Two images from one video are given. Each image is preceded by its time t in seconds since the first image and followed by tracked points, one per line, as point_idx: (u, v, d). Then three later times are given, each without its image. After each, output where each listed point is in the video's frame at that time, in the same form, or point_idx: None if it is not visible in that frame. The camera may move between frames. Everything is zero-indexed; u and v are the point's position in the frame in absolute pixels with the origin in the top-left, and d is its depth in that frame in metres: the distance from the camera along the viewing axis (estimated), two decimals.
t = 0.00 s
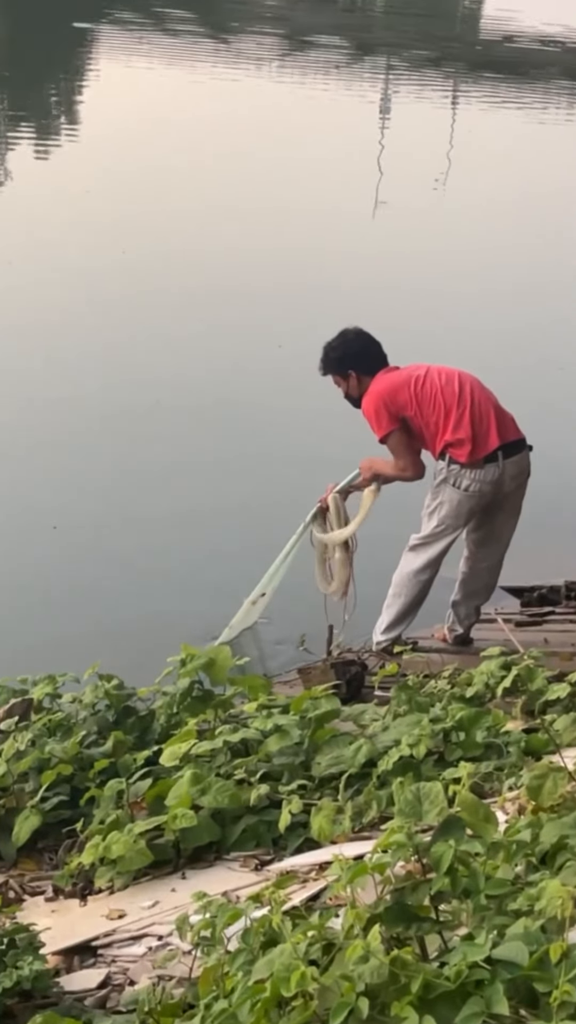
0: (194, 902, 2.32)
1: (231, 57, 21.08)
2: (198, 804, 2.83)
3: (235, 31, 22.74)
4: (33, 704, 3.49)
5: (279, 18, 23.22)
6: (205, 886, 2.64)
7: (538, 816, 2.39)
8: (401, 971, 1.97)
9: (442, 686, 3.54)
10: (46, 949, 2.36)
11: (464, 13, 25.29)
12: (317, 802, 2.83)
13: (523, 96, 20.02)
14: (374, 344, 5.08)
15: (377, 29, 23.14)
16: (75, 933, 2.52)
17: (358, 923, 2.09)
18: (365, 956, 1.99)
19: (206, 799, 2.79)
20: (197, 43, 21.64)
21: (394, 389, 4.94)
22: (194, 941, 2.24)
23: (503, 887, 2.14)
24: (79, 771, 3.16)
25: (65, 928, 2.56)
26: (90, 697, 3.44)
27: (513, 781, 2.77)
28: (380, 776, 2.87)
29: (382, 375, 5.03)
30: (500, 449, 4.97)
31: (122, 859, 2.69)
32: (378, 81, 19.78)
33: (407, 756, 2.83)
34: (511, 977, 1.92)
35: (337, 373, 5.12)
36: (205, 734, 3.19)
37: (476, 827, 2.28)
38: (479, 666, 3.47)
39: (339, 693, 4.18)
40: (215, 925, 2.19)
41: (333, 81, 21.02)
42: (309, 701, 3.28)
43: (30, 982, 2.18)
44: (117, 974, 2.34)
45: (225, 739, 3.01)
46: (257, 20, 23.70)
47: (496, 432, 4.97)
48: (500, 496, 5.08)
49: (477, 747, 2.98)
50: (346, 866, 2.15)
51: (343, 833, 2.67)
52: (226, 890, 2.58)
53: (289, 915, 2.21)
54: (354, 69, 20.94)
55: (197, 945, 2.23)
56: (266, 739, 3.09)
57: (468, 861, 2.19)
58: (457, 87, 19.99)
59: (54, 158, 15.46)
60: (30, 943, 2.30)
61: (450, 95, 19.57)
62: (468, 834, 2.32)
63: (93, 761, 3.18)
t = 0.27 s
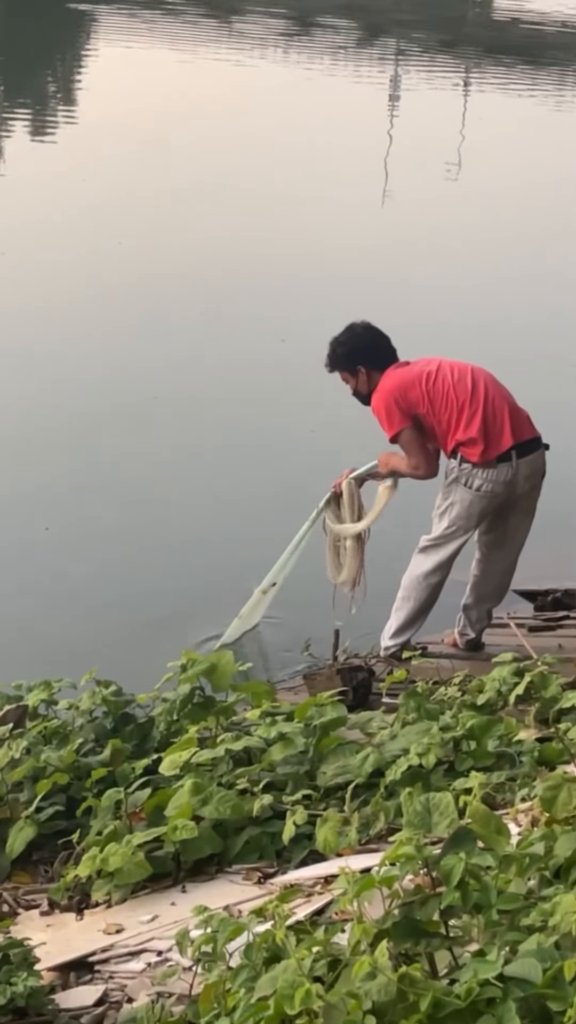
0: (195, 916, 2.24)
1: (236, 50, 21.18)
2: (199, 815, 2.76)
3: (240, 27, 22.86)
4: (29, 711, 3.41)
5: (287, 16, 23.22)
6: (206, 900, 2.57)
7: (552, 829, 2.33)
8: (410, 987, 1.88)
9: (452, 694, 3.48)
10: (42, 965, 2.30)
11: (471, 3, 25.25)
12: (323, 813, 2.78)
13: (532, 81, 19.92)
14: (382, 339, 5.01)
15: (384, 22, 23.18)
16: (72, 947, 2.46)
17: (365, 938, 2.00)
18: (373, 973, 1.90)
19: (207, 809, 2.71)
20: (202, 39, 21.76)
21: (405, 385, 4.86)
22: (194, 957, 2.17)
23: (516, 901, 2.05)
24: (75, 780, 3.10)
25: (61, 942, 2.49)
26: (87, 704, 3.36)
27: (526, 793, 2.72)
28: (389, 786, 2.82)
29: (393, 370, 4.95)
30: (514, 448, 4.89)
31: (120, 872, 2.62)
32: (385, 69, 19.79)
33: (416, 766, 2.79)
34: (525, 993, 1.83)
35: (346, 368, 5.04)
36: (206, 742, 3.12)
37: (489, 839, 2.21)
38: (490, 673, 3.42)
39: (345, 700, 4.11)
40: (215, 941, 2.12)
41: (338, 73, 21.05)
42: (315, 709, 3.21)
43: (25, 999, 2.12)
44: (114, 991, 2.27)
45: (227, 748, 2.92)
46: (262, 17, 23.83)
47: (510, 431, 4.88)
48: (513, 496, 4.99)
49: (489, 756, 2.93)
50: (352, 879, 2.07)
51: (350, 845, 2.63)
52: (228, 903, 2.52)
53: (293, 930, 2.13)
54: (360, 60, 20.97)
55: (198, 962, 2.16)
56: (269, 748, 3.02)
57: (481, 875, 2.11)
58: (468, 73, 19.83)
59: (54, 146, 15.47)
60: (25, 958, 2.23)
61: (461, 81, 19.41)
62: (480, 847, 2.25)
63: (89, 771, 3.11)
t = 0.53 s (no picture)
0: (199, 916, 2.25)
1: (242, 50, 21.24)
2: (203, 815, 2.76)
3: (245, 27, 22.92)
4: (33, 710, 3.42)
5: (292, 17, 23.28)
6: (210, 900, 2.57)
7: (557, 830, 2.33)
8: (414, 987, 1.87)
9: (457, 693, 3.47)
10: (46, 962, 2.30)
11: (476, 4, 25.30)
12: (327, 812, 2.79)
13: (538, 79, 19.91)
14: (384, 338, 5.01)
15: (389, 23, 23.23)
16: (76, 947, 2.45)
17: (370, 938, 2.00)
18: (377, 972, 1.90)
19: (211, 809, 2.71)
20: (207, 39, 21.84)
21: (406, 384, 4.87)
22: (199, 956, 2.17)
23: (521, 903, 2.05)
24: (80, 780, 3.10)
25: (65, 941, 2.49)
26: (91, 704, 3.36)
27: (530, 793, 2.72)
28: (394, 786, 2.82)
29: (394, 370, 4.96)
30: (515, 446, 4.89)
31: (124, 871, 2.62)
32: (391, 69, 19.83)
33: (421, 766, 2.80)
34: (528, 994, 1.82)
35: (347, 369, 5.04)
36: (211, 742, 3.13)
37: (493, 840, 2.22)
38: (496, 673, 3.41)
39: (350, 700, 4.10)
40: (220, 940, 2.12)
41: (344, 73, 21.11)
42: (319, 709, 3.21)
43: (29, 998, 2.12)
44: (118, 990, 2.27)
45: (232, 748, 2.92)
46: (268, 17, 23.90)
47: (511, 429, 4.88)
48: (514, 495, 4.99)
49: (494, 756, 2.93)
50: (357, 879, 2.07)
51: (354, 845, 2.63)
52: (232, 903, 2.52)
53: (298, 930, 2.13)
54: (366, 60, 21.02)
55: (202, 961, 2.16)
56: (273, 748, 3.02)
57: (485, 875, 2.11)
58: (473, 71, 19.83)
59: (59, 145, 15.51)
60: (29, 958, 2.24)
61: (466, 81, 19.42)
62: (485, 847, 2.25)
63: (93, 770, 3.11)
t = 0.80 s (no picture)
0: (204, 914, 2.25)
1: (249, 50, 21.23)
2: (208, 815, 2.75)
3: (251, 26, 22.97)
4: (38, 709, 3.42)
5: (299, 17, 23.37)
6: (214, 898, 2.58)
7: (562, 830, 2.33)
8: (419, 987, 1.88)
9: (462, 694, 3.47)
10: (50, 961, 2.30)
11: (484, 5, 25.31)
12: (333, 811, 2.79)
13: (546, 79, 19.88)
14: (388, 342, 5.01)
15: (397, 23, 23.22)
16: (79, 946, 2.46)
17: (375, 937, 2.01)
18: (382, 971, 1.90)
19: (216, 810, 2.71)
20: (214, 39, 21.84)
21: (411, 388, 4.88)
22: (203, 955, 2.18)
23: (525, 902, 2.05)
24: (86, 779, 3.10)
25: (70, 940, 2.49)
26: (96, 704, 3.37)
27: (535, 793, 2.73)
28: (399, 785, 2.82)
29: (399, 374, 4.97)
30: (521, 446, 4.88)
31: (130, 870, 2.62)
32: (399, 69, 19.82)
33: (426, 766, 2.80)
34: (531, 992, 1.83)
35: (352, 374, 5.05)
36: (215, 741, 3.13)
37: (498, 839, 2.23)
38: (503, 673, 3.42)
39: (355, 700, 4.10)
40: (224, 939, 2.12)
41: (351, 73, 21.10)
42: (324, 709, 3.21)
43: (34, 996, 2.13)
44: (123, 989, 2.28)
45: (237, 747, 2.93)
46: (275, 17, 23.91)
47: (516, 429, 4.88)
48: (519, 495, 4.99)
49: (499, 756, 2.93)
50: (361, 878, 2.08)
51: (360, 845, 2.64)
52: (237, 902, 2.53)
53: (303, 929, 2.14)
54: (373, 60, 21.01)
55: (207, 960, 2.16)
56: (279, 748, 3.03)
57: (491, 875, 2.11)
58: (480, 71, 19.86)
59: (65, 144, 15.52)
60: (34, 956, 2.24)
61: (473, 80, 19.45)
62: (490, 847, 2.26)
63: (99, 770, 3.11)
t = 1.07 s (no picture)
0: (209, 912, 2.25)
1: (254, 46, 21.23)
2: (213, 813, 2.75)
3: (256, 24, 22.99)
4: (43, 707, 3.43)
5: (304, 16, 23.37)
6: (219, 896, 2.58)
7: (566, 829, 2.33)
8: (424, 984, 1.88)
9: (466, 694, 3.47)
10: (54, 959, 2.30)
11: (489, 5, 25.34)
12: (337, 809, 2.79)
13: (551, 77, 19.89)
14: (390, 339, 5.02)
15: (402, 20, 23.22)
16: (84, 943, 2.46)
17: (380, 935, 2.01)
18: (386, 969, 1.90)
19: (221, 807, 2.71)
20: (219, 36, 21.83)
21: (407, 391, 4.89)
22: (208, 953, 2.18)
23: (529, 901, 2.06)
24: (90, 777, 3.10)
25: (74, 937, 2.49)
26: (101, 702, 3.37)
27: (540, 793, 2.73)
28: (403, 784, 2.82)
29: (395, 378, 4.98)
30: (522, 444, 4.88)
31: (134, 867, 2.63)
32: (404, 67, 19.83)
33: (430, 764, 2.80)
34: (537, 991, 1.83)
35: (354, 370, 5.06)
36: (220, 739, 3.13)
37: (502, 838, 2.23)
38: (507, 672, 3.42)
39: (360, 699, 4.09)
40: (229, 938, 2.12)
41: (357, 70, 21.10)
42: (328, 707, 3.22)
43: (38, 994, 2.13)
44: (127, 986, 2.28)
45: (242, 745, 2.93)
46: (280, 15, 23.93)
47: (517, 427, 4.87)
48: (521, 494, 4.98)
49: (504, 755, 2.94)
50: (366, 876, 2.08)
51: (364, 843, 2.64)
52: (241, 900, 2.53)
53: (308, 927, 2.14)
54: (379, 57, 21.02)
55: (212, 958, 2.17)
56: (284, 745, 3.03)
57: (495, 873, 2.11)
58: (485, 68, 19.86)
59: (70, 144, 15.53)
60: (38, 954, 2.25)
61: (477, 78, 19.45)
62: (495, 846, 2.26)
63: (104, 767, 3.12)
